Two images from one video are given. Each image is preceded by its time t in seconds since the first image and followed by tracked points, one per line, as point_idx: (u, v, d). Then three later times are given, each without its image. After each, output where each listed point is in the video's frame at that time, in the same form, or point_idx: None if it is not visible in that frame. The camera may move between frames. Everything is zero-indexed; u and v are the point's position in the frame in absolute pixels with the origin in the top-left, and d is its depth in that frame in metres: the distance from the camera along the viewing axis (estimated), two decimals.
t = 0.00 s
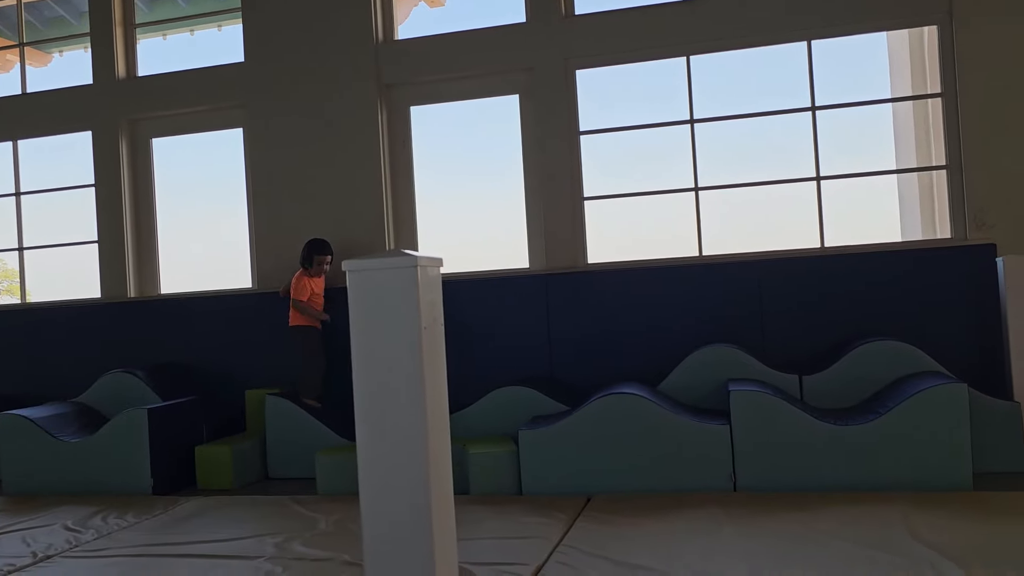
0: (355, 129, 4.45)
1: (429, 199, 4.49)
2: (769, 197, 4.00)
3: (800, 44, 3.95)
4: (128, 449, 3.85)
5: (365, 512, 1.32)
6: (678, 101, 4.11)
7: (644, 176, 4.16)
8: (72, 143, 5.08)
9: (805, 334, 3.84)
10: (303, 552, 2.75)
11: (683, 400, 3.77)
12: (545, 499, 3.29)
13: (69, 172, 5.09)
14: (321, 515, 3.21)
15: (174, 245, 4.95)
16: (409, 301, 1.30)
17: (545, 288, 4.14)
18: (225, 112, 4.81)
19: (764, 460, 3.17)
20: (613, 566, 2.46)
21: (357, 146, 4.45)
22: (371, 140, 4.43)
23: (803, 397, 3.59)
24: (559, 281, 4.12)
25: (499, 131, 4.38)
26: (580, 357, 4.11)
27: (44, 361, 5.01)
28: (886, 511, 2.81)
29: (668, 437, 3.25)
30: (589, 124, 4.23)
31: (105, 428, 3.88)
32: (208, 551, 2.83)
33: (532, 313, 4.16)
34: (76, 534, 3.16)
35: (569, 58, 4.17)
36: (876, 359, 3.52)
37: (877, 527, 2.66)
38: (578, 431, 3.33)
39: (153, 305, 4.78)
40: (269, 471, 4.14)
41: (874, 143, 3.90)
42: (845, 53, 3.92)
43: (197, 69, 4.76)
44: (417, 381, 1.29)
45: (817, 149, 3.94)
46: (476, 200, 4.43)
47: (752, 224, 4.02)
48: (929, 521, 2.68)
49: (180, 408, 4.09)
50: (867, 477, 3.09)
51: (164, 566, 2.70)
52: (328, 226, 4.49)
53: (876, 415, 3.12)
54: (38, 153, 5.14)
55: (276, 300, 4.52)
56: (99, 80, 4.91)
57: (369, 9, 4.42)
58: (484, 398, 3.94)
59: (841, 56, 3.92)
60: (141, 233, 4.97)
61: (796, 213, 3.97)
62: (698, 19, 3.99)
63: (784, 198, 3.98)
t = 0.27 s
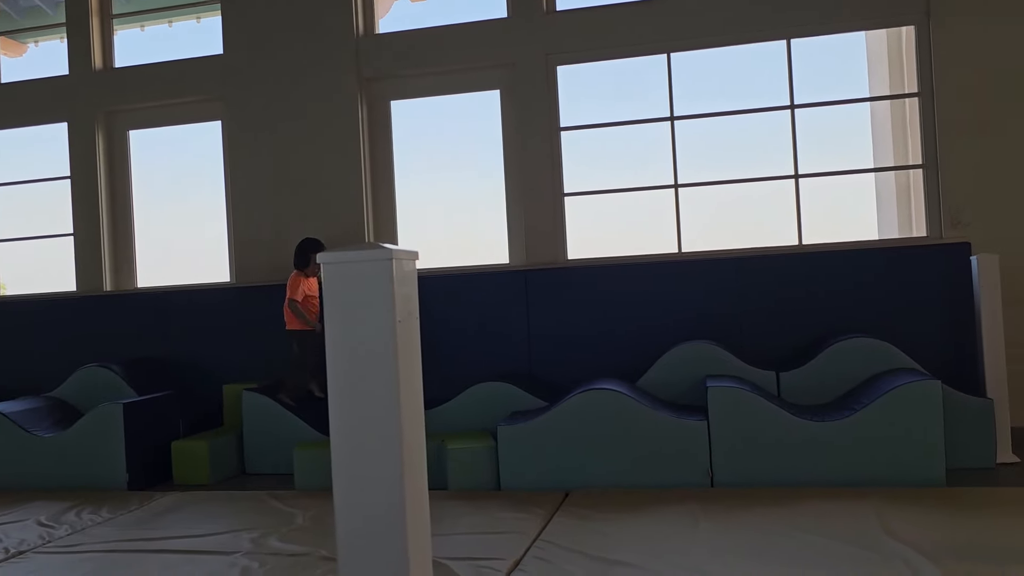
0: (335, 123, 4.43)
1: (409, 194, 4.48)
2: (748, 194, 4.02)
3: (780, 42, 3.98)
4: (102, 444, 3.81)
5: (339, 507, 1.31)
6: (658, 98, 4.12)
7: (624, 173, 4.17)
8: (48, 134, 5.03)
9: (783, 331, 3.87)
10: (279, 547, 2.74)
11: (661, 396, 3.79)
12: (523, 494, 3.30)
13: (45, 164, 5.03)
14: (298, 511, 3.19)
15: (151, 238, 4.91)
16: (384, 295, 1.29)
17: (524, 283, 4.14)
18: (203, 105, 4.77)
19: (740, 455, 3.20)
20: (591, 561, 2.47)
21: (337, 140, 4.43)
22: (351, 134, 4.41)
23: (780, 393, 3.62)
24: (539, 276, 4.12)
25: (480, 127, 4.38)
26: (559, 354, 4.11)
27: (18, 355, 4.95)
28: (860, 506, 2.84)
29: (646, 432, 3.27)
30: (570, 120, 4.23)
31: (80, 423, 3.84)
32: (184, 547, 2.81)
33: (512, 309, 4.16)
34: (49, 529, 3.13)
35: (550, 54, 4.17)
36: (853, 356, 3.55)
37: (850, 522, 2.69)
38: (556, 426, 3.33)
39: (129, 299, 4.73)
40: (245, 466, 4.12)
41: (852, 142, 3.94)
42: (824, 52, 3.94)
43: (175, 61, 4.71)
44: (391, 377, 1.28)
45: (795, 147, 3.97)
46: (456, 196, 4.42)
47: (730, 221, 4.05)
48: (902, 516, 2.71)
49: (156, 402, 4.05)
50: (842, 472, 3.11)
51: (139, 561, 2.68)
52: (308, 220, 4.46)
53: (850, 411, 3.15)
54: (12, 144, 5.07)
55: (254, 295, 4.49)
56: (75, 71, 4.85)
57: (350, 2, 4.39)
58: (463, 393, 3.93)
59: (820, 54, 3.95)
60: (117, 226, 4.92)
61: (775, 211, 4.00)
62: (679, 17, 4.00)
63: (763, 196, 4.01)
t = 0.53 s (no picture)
0: (306, 116, 4.39)
1: (382, 188, 4.45)
2: (720, 191, 4.06)
3: (753, 40, 4.00)
4: (66, 440, 3.75)
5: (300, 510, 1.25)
6: (632, 95, 4.14)
7: (597, 169, 4.18)
8: (13, 124, 4.94)
9: (753, 328, 3.89)
10: (246, 544, 2.71)
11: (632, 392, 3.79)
12: (493, 490, 3.28)
13: (11, 154, 4.95)
14: (266, 508, 3.16)
15: (120, 230, 4.85)
16: (348, 291, 1.22)
17: (497, 279, 4.12)
18: (172, 97, 4.69)
19: (710, 451, 3.21)
20: (560, 558, 2.46)
21: (309, 133, 4.38)
22: (323, 127, 4.37)
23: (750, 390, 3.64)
24: (511, 272, 4.10)
25: (454, 121, 4.36)
26: (531, 350, 4.11)
27: None
28: (827, 502, 2.86)
29: (616, 428, 3.27)
30: (544, 116, 4.23)
31: (44, 419, 3.78)
32: (148, 544, 2.77)
33: (484, 304, 4.14)
34: (10, 526, 3.07)
35: (524, 50, 4.15)
36: (822, 353, 3.58)
37: (818, 518, 2.70)
38: (527, 422, 3.33)
39: (95, 293, 4.65)
40: (213, 462, 4.06)
41: (823, 141, 3.98)
42: (796, 51, 3.98)
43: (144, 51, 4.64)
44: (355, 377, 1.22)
45: (767, 145, 4.02)
46: (429, 190, 4.40)
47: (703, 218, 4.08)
48: (869, 512, 2.73)
49: (122, 398, 3.99)
50: (810, 469, 3.14)
51: (102, 559, 2.64)
52: (279, 214, 4.42)
53: (819, 408, 3.18)
54: None
55: (223, 289, 4.43)
56: (41, 60, 4.75)
57: None
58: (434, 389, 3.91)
59: (792, 54, 3.98)
60: (85, 218, 4.85)
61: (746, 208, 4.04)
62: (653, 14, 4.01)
63: (734, 193, 4.05)
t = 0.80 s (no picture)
0: (273, 107, 4.33)
1: (350, 182, 4.41)
2: (689, 188, 4.08)
3: (722, 38, 4.02)
4: (24, 435, 3.67)
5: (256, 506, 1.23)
6: (602, 91, 4.14)
7: (567, 164, 4.18)
8: None
9: (721, 325, 3.91)
10: (207, 541, 2.67)
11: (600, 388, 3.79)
12: (459, 486, 3.27)
13: None
14: (229, 504, 3.11)
15: (82, 222, 4.77)
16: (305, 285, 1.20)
17: (465, 274, 4.10)
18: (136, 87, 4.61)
19: (676, 446, 3.22)
20: (526, 554, 2.46)
21: (276, 125, 4.33)
22: (290, 120, 4.31)
23: (717, 386, 3.65)
24: (479, 267, 4.09)
25: (423, 115, 4.32)
26: (499, 345, 4.09)
27: None
28: (792, 498, 2.88)
29: (582, 424, 3.27)
30: (514, 111, 4.21)
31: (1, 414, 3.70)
32: (107, 541, 2.72)
33: (452, 300, 4.12)
34: None
35: (494, 44, 4.13)
36: (787, 349, 3.61)
37: (782, 513, 2.72)
38: (493, 417, 3.32)
39: (55, 286, 4.56)
40: (176, 458, 4.00)
41: (791, 139, 4.02)
42: (764, 49, 4.01)
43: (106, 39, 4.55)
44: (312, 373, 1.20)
45: (736, 143, 4.04)
46: (398, 184, 4.37)
47: (672, 214, 4.10)
48: (832, 507, 2.76)
49: (82, 392, 3.92)
50: (774, 464, 3.16)
51: (59, 557, 2.58)
52: (245, 207, 4.37)
53: (784, 404, 3.20)
54: None
55: (187, 282, 4.36)
56: None
57: None
58: (401, 385, 3.88)
59: (761, 52, 4.02)
60: (46, 210, 4.76)
61: (714, 205, 4.07)
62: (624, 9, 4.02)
63: (703, 190, 4.07)
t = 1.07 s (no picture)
0: (234, 98, 4.27)
1: (312, 175, 4.37)
2: (653, 184, 4.11)
3: (685, 35, 4.05)
4: None
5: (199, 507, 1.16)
6: (566, 87, 4.15)
7: (531, 159, 4.19)
8: None
9: (683, 320, 3.93)
10: (163, 538, 2.63)
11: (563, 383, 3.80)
12: (421, 482, 3.26)
13: None
14: (187, 501, 3.07)
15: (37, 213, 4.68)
16: (251, 277, 1.14)
17: (429, 268, 4.08)
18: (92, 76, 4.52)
19: (637, 441, 3.24)
20: (486, 550, 2.45)
21: (237, 116, 4.27)
22: (252, 112, 4.26)
23: (678, 381, 3.68)
24: (443, 261, 4.07)
25: (387, 108, 4.30)
26: (463, 340, 4.08)
27: None
28: (750, 492, 2.91)
29: (544, 419, 3.28)
30: (477, 105, 4.20)
31: None
32: (61, 539, 2.67)
33: (415, 294, 4.09)
34: None
35: (458, 38, 4.12)
36: (747, 345, 3.65)
37: (740, 507, 2.75)
38: (455, 412, 3.31)
39: (9, 278, 4.46)
40: (134, 454, 3.94)
41: (753, 137, 4.06)
42: (726, 46, 4.05)
43: (61, 27, 4.45)
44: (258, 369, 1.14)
45: (698, 139, 4.08)
46: (361, 177, 4.34)
47: (635, 210, 4.12)
48: (790, 501, 2.79)
49: (37, 388, 3.84)
50: (733, 459, 3.19)
51: (8, 556, 2.53)
52: (206, 200, 4.31)
53: (743, 399, 3.23)
54: None
55: (145, 275, 4.29)
56: None
57: None
58: (364, 380, 3.85)
59: (723, 49, 4.05)
60: None
61: (677, 201, 4.10)
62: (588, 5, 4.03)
63: (665, 186, 4.10)
